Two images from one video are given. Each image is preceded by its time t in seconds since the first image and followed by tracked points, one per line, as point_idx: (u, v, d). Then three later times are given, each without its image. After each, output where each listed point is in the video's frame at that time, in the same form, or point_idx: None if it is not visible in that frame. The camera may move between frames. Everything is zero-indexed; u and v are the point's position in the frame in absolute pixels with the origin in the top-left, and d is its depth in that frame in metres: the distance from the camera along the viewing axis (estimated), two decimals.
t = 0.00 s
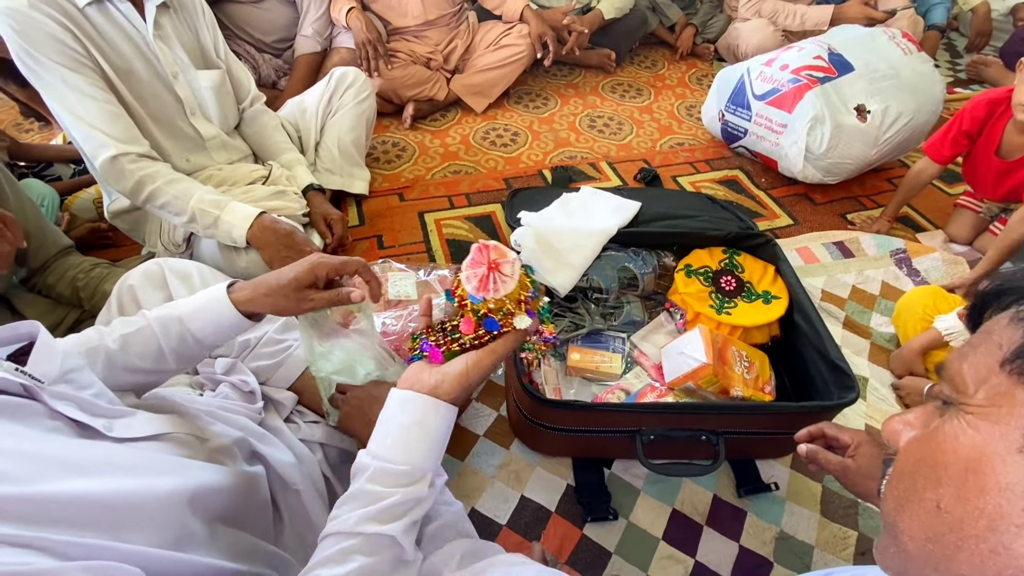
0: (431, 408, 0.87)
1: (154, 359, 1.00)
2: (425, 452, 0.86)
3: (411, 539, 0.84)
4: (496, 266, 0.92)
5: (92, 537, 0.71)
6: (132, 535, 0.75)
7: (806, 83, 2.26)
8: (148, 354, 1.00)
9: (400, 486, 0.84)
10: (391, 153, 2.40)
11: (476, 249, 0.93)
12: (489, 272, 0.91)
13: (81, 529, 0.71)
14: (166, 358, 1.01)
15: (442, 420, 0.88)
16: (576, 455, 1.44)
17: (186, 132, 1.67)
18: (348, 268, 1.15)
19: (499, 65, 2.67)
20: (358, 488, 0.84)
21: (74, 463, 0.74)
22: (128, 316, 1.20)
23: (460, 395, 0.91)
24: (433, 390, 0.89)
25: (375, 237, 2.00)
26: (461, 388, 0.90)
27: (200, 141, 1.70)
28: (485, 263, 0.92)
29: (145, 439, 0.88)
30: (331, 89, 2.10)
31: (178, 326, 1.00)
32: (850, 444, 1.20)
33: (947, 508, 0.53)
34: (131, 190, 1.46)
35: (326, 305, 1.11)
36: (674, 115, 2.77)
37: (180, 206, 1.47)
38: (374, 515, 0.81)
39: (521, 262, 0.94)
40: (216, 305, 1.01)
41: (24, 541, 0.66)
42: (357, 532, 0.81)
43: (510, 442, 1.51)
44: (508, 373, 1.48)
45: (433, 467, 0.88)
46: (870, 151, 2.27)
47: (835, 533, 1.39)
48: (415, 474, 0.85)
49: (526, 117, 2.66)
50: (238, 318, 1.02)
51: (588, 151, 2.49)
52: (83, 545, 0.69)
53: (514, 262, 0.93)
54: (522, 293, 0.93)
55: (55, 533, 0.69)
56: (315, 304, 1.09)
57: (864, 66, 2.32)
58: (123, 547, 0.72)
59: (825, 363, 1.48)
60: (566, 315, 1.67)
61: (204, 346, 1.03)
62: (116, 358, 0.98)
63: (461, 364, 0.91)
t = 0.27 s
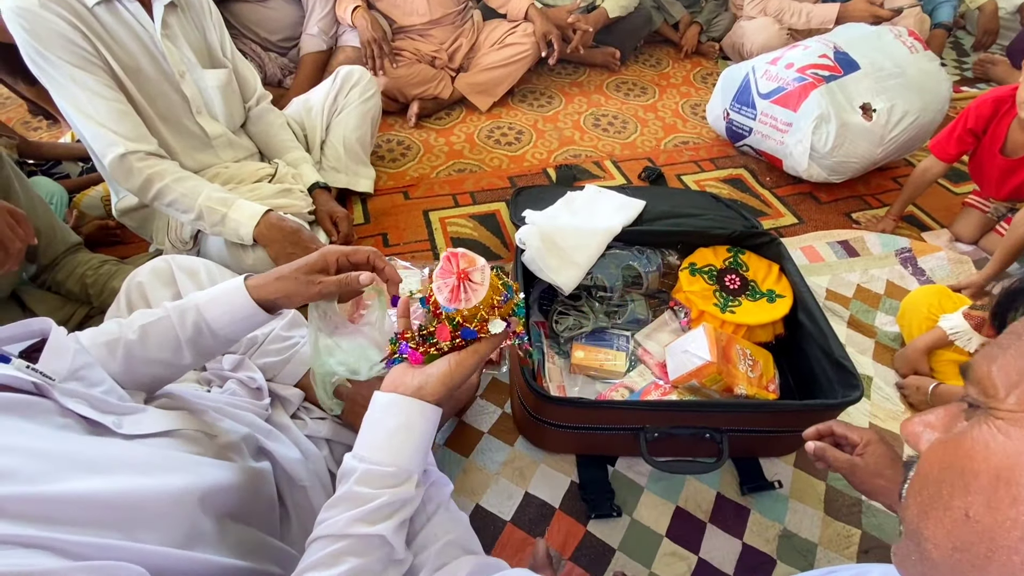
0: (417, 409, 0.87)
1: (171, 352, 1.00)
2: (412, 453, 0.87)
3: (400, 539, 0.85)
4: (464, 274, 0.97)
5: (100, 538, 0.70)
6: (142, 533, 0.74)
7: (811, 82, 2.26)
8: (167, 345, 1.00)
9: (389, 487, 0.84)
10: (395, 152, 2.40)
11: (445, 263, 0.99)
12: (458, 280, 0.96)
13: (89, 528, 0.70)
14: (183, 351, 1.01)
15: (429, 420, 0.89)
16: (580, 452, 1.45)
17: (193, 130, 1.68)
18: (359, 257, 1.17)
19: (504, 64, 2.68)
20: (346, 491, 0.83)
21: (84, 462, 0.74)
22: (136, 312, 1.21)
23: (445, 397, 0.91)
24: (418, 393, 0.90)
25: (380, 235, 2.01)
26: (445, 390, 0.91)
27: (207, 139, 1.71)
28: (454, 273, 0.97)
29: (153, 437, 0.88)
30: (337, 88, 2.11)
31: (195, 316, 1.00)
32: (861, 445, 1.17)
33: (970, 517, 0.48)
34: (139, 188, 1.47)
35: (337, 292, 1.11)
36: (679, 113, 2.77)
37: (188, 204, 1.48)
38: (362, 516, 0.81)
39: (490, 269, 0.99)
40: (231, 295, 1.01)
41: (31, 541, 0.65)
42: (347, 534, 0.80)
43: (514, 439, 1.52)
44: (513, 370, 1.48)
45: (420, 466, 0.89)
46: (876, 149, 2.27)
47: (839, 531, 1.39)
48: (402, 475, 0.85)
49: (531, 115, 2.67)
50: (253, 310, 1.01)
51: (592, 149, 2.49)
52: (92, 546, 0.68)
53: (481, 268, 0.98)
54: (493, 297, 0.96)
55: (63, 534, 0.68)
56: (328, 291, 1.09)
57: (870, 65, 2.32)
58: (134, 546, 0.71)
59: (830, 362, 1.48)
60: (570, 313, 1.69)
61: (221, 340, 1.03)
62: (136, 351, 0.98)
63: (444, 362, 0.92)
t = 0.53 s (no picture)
0: (409, 400, 0.88)
1: (176, 341, 1.02)
2: (405, 443, 0.86)
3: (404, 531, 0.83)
4: (443, 261, 0.98)
5: (115, 533, 0.71)
6: (154, 529, 0.74)
7: (816, 81, 2.26)
8: (172, 333, 1.01)
9: (384, 479, 0.84)
10: (400, 150, 2.41)
11: (422, 254, 0.99)
12: (438, 267, 0.98)
13: (104, 523, 0.71)
14: (188, 339, 1.03)
15: (422, 410, 0.88)
16: (584, 450, 1.45)
17: (200, 129, 1.69)
18: (356, 239, 1.18)
19: (508, 63, 2.68)
20: (342, 488, 0.83)
21: (95, 458, 0.74)
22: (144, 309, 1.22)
23: (436, 383, 0.93)
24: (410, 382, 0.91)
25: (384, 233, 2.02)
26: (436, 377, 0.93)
27: (214, 138, 1.73)
28: (432, 261, 0.98)
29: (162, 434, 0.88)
30: (342, 87, 2.12)
31: (198, 305, 1.02)
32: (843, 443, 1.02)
33: None
34: (147, 186, 1.48)
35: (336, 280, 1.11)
36: (683, 113, 2.77)
37: (196, 202, 1.50)
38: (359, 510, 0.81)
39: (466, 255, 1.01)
40: (234, 283, 1.02)
41: (51, 535, 0.65)
42: (346, 529, 0.80)
43: (518, 436, 1.52)
44: (517, 368, 1.49)
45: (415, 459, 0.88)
46: (881, 149, 2.27)
47: (842, 530, 1.39)
48: (398, 466, 0.84)
49: (535, 115, 2.67)
50: (257, 297, 1.03)
51: (596, 148, 2.50)
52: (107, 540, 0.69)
53: (459, 255, 1.00)
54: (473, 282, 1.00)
55: (81, 529, 0.68)
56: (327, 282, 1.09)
57: (875, 65, 2.31)
58: (146, 540, 0.72)
59: (833, 361, 1.48)
60: (574, 312, 1.69)
61: (225, 328, 1.04)
62: (141, 339, 1.00)
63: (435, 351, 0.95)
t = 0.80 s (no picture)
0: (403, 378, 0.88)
1: (198, 330, 1.02)
2: (400, 422, 0.86)
3: (408, 508, 0.84)
4: (416, 240, 1.00)
5: (130, 525, 0.71)
6: (167, 520, 0.76)
7: (822, 80, 2.26)
8: (196, 322, 1.01)
9: (382, 457, 0.83)
10: (405, 149, 2.42)
11: (395, 236, 1.01)
12: (412, 247, 1.00)
13: (118, 514, 0.71)
14: (212, 329, 1.02)
15: (415, 387, 0.89)
16: (588, 447, 1.46)
17: (208, 128, 1.71)
18: (382, 236, 1.11)
19: (513, 62, 2.69)
20: (341, 469, 0.82)
21: (108, 451, 0.75)
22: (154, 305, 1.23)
23: (425, 360, 0.92)
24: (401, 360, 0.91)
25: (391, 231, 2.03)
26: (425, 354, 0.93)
27: (221, 137, 1.74)
28: (406, 241, 1.00)
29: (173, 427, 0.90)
30: (348, 86, 2.13)
31: (222, 294, 1.01)
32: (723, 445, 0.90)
33: None
34: (157, 184, 1.50)
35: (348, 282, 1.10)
36: (688, 111, 2.77)
37: (204, 200, 1.51)
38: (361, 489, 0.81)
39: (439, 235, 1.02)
40: (259, 273, 1.01)
41: (68, 524, 0.65)
42: (349, 509, 0.80)
43: (523, 433, 1.53)
44: (522, 366, 1.50)
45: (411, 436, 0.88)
46: (886, 148, 2.26)
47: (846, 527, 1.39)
48: (395, 445, 0.84)
49: (539, 113, 2.68)
50: (279, 289, 1.02)
51: (600, 147, 2.50)
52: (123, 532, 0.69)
53: (431, 234, 1.02)
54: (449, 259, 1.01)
55: (97, 519, 0.69)
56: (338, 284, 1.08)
57: (881, 63, 2.31)
58: (158, 532, 0.73)
59: (838, 360, 1.48)
60: (579, 310, 1.70)
61: (248, 319, 1.03)
62: (165, 326, 1.00)
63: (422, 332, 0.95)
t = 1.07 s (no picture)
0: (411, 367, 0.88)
1: (212, 324, 1.03)
2: (414, 412, 0.87)
3: (423, 499, 0.83)
4: (394, 215, 1.00)
5: (142, 517, 0.72)
6: (177, 513, 0.77)
7: (826, 79, 2.26)
8: (210, 316, 1.02)
9: (397, 448, 0.84)
10: (410, 148, 2.43)
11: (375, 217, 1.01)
12: (391, 223, 1.00)
13: (130, 506, 0.72)
14: (225, 323, 1.04)
15: (429, 378, 0.90)
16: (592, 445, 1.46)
17: (215, 127, 1.72)
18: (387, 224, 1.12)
19: (518, 61, 2.70)
20: (357, 461, 0.83)
21: (120, 443, 0.76)
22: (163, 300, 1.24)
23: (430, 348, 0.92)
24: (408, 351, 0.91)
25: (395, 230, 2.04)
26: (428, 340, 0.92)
27: (228, 136, 1.76)
28: (385, 220, 1.00)
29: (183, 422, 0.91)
30: (354, 85, 2.14)
31: (235, 288, 1.02)
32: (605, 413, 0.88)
33: None
34: (165, 183, 1.52)
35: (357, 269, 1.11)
36: (692, 111, 2.77)
37: (212, 199, 1.53)
38: (378, 479, 0.81)
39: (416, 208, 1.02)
40: (272, 269, 1.04)
41: (80, 515, 0.66)
42: (365, 500, 0.80)
43: (527, 431, 1.54)
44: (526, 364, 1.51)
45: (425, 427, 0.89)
46: (891, 148, 2.26)
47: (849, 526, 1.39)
48: (408, 434, 0.85)
49: (544, 112, 2.69)
50: (292, 283, 1.04)
51: (604, 146, 2.51)
52: (135, 522, 0.70)
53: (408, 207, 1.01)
54: (429, 229, 1.02)
55: (110, 510, 0.70)
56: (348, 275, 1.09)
57: (886, 63, 2.31)
58: (169, 525, 0.73)
59: (841, 359, 1.48)
60: (583, 309, 1.71)
61: (261, 313, 1.05)
62: (180, 320, 1.02)
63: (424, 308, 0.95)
